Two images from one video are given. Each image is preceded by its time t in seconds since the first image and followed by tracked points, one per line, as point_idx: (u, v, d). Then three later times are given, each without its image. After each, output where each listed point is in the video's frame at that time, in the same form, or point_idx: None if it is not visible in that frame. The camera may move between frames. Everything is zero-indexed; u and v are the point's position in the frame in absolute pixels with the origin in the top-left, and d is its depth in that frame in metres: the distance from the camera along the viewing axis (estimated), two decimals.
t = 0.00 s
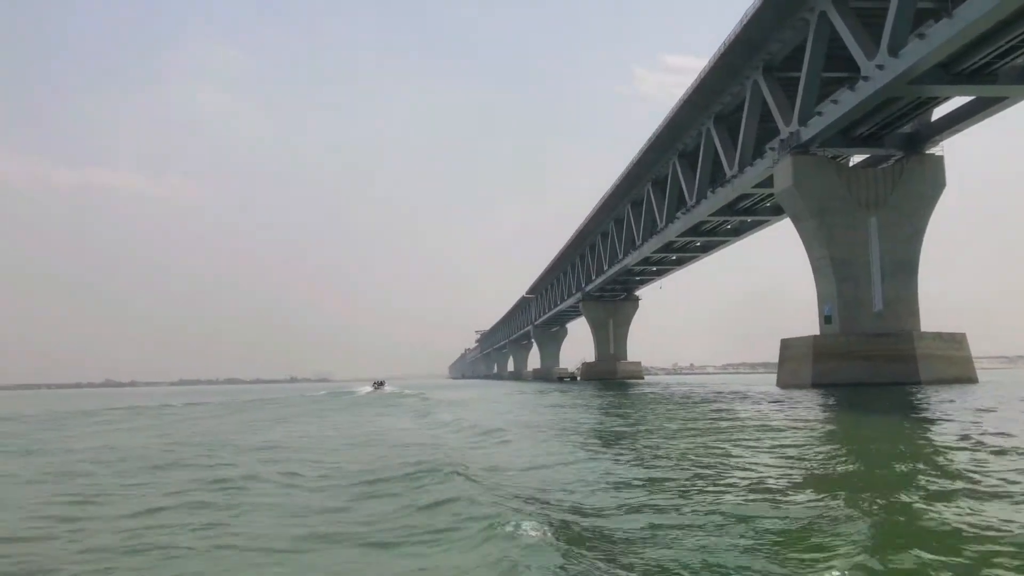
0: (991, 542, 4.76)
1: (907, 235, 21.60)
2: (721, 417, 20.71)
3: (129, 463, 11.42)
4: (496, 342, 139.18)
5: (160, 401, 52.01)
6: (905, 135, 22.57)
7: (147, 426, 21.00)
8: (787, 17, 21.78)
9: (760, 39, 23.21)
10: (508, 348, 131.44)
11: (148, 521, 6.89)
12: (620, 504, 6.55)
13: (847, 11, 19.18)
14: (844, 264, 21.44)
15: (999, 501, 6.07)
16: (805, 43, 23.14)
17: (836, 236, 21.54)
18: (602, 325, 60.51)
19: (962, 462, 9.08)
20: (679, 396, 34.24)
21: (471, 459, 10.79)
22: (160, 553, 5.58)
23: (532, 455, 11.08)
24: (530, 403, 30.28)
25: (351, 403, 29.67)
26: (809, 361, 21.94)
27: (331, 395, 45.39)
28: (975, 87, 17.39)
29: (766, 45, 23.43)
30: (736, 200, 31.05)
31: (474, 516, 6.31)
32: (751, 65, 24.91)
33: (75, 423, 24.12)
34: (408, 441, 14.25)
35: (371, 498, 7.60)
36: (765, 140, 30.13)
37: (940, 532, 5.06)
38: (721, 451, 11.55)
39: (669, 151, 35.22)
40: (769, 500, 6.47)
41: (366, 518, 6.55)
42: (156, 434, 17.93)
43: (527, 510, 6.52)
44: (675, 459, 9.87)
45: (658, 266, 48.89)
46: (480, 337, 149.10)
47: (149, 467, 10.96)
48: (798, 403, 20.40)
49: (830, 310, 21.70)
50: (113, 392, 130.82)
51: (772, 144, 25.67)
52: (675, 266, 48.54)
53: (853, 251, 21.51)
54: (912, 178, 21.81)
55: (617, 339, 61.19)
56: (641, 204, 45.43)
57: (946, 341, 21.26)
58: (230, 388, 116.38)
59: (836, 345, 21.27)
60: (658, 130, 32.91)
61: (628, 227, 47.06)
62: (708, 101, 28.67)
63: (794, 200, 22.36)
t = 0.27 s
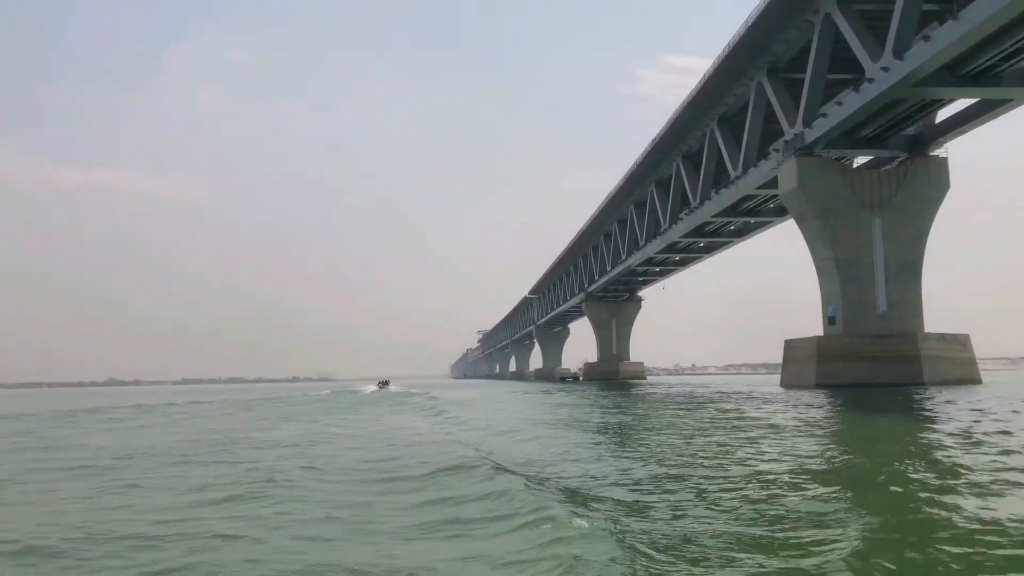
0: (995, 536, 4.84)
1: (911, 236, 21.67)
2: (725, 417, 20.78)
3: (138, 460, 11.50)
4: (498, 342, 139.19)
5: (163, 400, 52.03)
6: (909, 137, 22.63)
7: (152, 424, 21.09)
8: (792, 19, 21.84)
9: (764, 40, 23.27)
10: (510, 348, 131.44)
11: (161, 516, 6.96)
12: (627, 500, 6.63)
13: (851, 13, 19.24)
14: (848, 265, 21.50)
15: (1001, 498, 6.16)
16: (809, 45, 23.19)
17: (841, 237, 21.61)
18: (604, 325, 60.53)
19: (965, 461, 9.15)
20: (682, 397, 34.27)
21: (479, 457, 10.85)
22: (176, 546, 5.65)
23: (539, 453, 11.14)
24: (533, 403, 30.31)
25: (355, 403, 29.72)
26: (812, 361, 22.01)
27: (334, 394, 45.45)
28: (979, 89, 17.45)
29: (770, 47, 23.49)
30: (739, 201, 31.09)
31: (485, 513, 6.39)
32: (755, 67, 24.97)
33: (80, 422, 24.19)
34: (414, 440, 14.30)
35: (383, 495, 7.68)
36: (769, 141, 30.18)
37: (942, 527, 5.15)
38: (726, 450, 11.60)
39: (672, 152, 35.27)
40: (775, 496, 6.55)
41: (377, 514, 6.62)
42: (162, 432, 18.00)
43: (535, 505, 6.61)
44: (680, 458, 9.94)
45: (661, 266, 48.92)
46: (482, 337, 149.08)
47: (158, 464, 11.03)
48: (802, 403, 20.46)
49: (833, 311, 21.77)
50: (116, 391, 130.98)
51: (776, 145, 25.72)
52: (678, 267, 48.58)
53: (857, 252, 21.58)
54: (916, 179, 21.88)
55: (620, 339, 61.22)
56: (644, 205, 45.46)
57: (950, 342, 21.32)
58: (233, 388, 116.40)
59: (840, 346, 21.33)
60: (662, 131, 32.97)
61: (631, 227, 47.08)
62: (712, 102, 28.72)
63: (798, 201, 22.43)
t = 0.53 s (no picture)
0: (1000, 530, 4.91)
1: (917, 233, 21.70)
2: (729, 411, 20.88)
3: (149, 449, 11.60)
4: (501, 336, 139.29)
5: (168, 390, 52.22)
6: (916, 133, 22.63)
7: (160, 414, 21.21)
8: (799, 15, 21.83)
9: (771, 36, 23.27)
10: (513, 342, 131.54)
11: (176, 503, 7.05)
12: (635, 489, 6.72)
13: (859, 9, 19.24)
14: (854, 261, 21.55)
15: (1005, 494, 6.23)
16: (816, 41, 23.18)
17: (846, 233, 21.65)
18: (608, 320, 60.58)
19: (970, 457, 9.22)
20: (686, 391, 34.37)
21: (487, 449, 10.94)
22: (194, 532, 5.73)
23: (546, 445, 11.24)
24: (538, 396, 30.41)
25: (359, 395, 29.85)
26: (817, 357, 22.08)
27: (338, 386, 45.61)
28: (987, 87, 17.45)
29: (777, 42, 23.49)
30: (745, 197, 31.11)
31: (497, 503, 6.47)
32: (762, 62, 24.96)
33: (87, 411, 24.32)
34: (421, 432, 14.39)
35: (394, 484, 7.80)
36: (775, 137, 30.17)
37: (947, 521, 5.22)
38: (731, 445, 11.68)
39: (678, 146, 35.27)
40: (782, 488, 6.63)
41: (390, 502, 6.70)
42: (170, 421, 18.11)
43: (544, 495, 6.69)
44: (686, 451, 10.02)
45: (665, 261, 48.93)
46: (484, 331, 149.17)
47: (169, 453, 11.13)
48: (806, 398, 20.54)
49: (838, 307, 21.83)
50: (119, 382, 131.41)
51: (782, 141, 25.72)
52: (682, 262, 48.60)
53: (862, 249, 21.62)
54: (922, 176, 21.89)
55: (623, 333, 61.27)
56: (649, 199, 45.47)
57: (954, 339, 21.37)
58: (236, 379, 116.60)
59: (844, 342, 21.40)
60: (667, 126, 32.97)
61: (635, 222, 47.07)
62: (718, 97, 28.72)
63: (804, 197, 22.46)
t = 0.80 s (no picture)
0: (1002, 523, 5.00)
1: (920, 231, 21.76)
2: (731, 405, 21.02)
3: (158, 437, 11.73)
4: (501, 329, 139.43)
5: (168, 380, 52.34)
6: (920, 131, 22.67)
7: (164, 403, 21.34)
8: (805, 11, 21.85)
9: (777, 32, 23.30)
10: (513, 336, 131.70)
11: (191, 490, 7.16)
12: (642, 481, 6.81)
13: (865, 6, 19.28)
14: (856, 257, 21.63)
15: (1006, 489, 6.33)
16: (822, 37, 23.20)
17: (849, 230, 21.72)
18: (609, 314, 60.67)
19: (972, 453, 9.31)
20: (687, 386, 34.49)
21: (493, 440, 11.04)
22: (211, 518, 5.84)
23: (551, 437, 11.35)
24: (539, 389, 30.52)
25: (362, 386, 29.99)
26: (818, 353, 22.19)
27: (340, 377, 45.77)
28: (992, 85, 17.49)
29: (783, 39, 23.51)
30: (748, 193, 31.17)
31: (507, 492, 6.57)
32: (767, 58, 24.99)
33: (92, 400, 24.47)
34: (426, 423, 14.51)
35: (403, 474, 7.88)
36: (778, 133, 30.19)
37: (948, 514, 5.30)
38: (735, 440, 11.79)
39: (681, 142, 35.30)
40: (788, 481, 6.72)
41: (403, 490, 6.80)
42: (176, 411, 18.25)
43: (553, 484, 6.79)
44: (690, 445, 10.13)
45: (667, 256, 48.99)
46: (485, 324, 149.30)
47: (179, 441, 11.25)
48: (807, 394, 20.65)
49: (841, 303, 21.93)
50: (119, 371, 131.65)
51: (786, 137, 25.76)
52: (684, 257, 48.66)
53: (865, 246, 21.70)
54: (926, 174, 21.94)
55: (624, 327, 61.34)
56: (652, 194, 45.52)
57: (956, 336, 21.46)
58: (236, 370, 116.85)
59: (846, 338, 21.50)
60: (671, 121, 33.00)
61: (637, 217, 47.15)
62: (723, 93, 28.74)
63: (808, 193, 22.53)
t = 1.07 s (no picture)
0: (1004, 514, 5.09)
1: (917, 227, 21.88)
2: (728, 399, 21.16)
3: (161, 428, 11.80)
4: (496, 323, 139.46)
5: (165, 371, 52.43)
6: (918, 128, 22.77)
7: (162, 395, 21.36)
8: (806, 8, 21.91)
9: (776, 28, 23.35)
10: (508, 329, 131.70)
11: (199, 479, 7.22)
12: (646, 472, 6.88)
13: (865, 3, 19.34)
14: (854, 253, 21.74)
15: (1004, 482, 6.40)
16: (822, 34, 23.27)
17: (847, 226, 21.84)
18: (605, 308, 60.80)
19: (968, 447, 9.43)
20: (683, 380, 34.62)
21: (495, 432, 11.12)
22: (222, 506, 5.89)
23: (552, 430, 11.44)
24: (536, 382, 30.64)
25: (360, 378, 30.05)
26: (815, 348, 22.33)
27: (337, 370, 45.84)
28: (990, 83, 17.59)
29: (783, 35, 23.57)
30: (746, 189, 31.26)
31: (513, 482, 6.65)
32: (767, 55, 25.05)
33: (91, 391, 24.51)
34: (426, 415, 14.57)
35: (409, 463, 7.98)
36: (777, 129, 30.27)
37: (946, 505, 5.38)
38: (734, 434, 11.89)
39: (680, 137, 35.37)
40: (790, 473, 6.80)
41: (409, 479, 6.90)
42: (176, 402, 18.31)
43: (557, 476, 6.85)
44: (690, 438, 10.22)
45: (664, 251, 49.07)
46: (481, 318, 149.32)
47: (182, 432, 11.32)
48: (803, 388, 20.78)
49: (837, 299, 22.05)
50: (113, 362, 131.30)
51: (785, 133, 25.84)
52: (681, 252, 48.77)
53: (863, 242, 21.81)
54: (923, 171, 22.06)
55: (621, 321, 61.41)
56: (649, 189, 45.56)
57: (952, 333, 21.61)
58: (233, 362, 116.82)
59: (843, 333, 21.64)
60: (670, 116, 33.06)
61: (635, 211, 47.21)
62: (722, 88, 28.80)
63: (806, 189, 22.63)
